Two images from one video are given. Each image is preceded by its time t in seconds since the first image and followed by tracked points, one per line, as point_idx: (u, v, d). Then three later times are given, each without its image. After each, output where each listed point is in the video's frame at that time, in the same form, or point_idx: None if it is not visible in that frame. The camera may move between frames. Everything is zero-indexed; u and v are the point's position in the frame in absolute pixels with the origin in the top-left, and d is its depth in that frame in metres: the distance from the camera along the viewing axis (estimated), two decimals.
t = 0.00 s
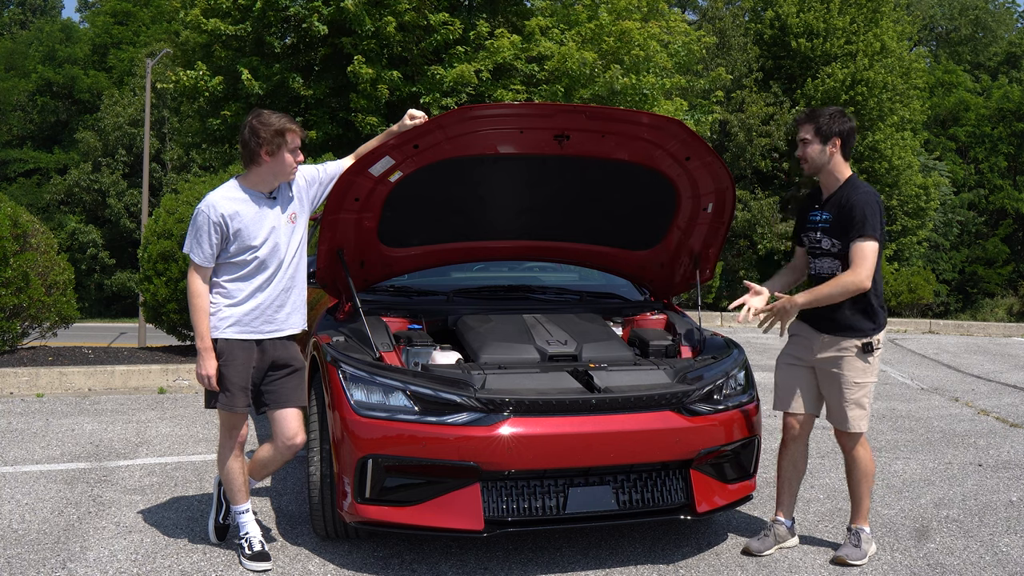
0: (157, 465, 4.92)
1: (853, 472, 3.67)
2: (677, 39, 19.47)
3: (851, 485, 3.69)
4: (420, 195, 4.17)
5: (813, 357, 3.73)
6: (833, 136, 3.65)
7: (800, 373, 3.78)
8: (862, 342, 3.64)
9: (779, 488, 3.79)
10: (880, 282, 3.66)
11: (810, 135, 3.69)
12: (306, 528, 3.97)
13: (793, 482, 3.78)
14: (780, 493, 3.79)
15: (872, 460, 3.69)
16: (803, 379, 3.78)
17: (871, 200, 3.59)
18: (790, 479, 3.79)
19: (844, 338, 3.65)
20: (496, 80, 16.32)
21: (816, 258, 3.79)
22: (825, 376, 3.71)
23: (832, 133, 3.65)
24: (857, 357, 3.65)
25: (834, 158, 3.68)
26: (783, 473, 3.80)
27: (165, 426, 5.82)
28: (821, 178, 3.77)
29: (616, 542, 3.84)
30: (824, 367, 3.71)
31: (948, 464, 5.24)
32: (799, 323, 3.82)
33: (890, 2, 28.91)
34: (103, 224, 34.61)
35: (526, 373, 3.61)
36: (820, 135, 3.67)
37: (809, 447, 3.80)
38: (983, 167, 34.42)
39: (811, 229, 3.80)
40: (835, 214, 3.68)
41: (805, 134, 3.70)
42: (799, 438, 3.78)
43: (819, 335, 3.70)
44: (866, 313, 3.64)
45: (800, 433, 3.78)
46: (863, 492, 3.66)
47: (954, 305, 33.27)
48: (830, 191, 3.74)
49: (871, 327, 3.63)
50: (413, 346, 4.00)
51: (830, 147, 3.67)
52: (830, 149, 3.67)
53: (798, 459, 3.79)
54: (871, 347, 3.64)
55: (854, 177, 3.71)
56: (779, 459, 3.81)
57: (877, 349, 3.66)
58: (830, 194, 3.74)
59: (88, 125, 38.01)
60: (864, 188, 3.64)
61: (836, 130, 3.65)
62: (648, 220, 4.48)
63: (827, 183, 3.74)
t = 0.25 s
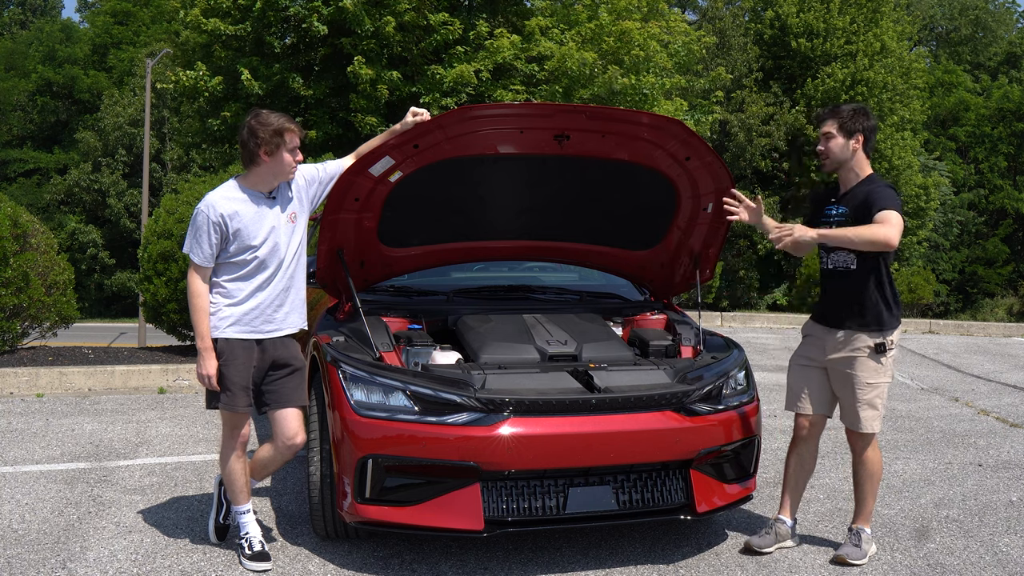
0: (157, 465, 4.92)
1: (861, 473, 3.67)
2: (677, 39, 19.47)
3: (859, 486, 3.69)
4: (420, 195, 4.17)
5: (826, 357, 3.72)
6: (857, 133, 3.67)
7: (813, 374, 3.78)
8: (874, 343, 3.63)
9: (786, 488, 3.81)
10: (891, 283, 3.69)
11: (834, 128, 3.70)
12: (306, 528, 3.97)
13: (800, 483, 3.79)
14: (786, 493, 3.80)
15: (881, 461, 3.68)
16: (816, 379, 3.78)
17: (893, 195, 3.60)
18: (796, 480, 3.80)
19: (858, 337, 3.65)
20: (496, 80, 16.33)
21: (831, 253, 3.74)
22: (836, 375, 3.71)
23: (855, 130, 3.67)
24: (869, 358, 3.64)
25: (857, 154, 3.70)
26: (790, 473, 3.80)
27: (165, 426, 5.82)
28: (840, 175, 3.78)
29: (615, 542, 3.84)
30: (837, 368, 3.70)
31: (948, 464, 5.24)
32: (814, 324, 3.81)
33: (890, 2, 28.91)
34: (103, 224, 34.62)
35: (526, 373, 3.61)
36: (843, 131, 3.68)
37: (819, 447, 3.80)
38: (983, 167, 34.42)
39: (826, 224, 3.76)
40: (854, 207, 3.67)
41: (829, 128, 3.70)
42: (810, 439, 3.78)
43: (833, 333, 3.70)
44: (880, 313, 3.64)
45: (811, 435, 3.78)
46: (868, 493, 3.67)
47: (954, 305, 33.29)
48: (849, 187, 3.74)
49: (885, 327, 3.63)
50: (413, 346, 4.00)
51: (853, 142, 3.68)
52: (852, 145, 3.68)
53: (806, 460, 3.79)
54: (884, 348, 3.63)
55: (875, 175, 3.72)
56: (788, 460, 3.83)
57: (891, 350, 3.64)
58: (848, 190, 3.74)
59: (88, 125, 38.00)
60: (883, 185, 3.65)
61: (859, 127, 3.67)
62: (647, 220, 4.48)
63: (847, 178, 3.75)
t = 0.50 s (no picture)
0: (157, 465, 4.92)
1: (861, 473, 3.67)
2: (677, 39, 19.46)
3: (857, 486, 3.69)
4: (421, 194, 4.17)
5: (829, 356, 3.73)
6: (851, 139, 3.65)
7: (815, 373, 3.78)
8: (878, 343, 3.63)
9: (785, 488, 3.81)
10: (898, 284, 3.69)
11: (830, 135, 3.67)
12: (306, 528, 3.97)
13: (799, 482, 3.79)
14: (785, 492, 3.80)
15: (880, 461, 3.68)
16: (818, 379, 3.78)
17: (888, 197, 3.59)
18: (796, 479, 3.80)
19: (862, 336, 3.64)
20: (496, 80, 16.35)
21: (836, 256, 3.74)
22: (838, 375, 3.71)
23: (851, 135, 3.65)
24: (872, 359, 3.64)
25: (853, 160, 3.68)
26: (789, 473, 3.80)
27: (165, 426, 5.82)
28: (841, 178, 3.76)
29: (615, 542, 3.84)
30: (839, 367, 3.70)
31: (948, 464, 5.24)
32: (818, 324, 3.81)
33: (890, 2, 28.90)
34: (103, 224, 34.62)
35: (526, 373, 3.61)
36: (839, 138, 3.66)
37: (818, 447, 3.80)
38: (983, 167, 34.42)
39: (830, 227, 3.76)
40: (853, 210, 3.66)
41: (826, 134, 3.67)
42: (811, 438, 3.78)
43: (836, 333, 3.70)
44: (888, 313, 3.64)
45: (811, 434, 3.78)
46: (867, 494, 3.66)
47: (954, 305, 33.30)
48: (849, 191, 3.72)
49: (890, 328, 3.63)
50: (413, 346, 4.00)
51: (850, 148, 3.66)
52: (848, 152, 3.67)
53: (806, 459, 3.79)
54: (888, 349, 3.63)
55: (876, 178, 3.71)
56: (788, 459, 3.83)
57: (894, 351, 3.65)
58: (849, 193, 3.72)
59: (88, 125, 38.00)
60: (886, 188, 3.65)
61: (853, 132, 3.64)
62: (647, 219, 4.48)
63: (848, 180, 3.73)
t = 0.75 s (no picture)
0: (157, 465, 4.92)
1: (859, 472, 3.68)
2: (677, 39, 19.45)
3: (855, 486, 3.69)
4: (420, 195, 4.17)
5: (825, 356, 3.72)
6: (848, 139, 3.63)
7: (811, 373, 3.78)
8: (874, 343, 3.63)
9: (784, 488, 3.80)
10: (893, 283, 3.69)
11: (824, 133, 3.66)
12: (306, 528, 3.97)
13: (797, 482, 3.79)
14: (782, 493, 3.80)
15: (877, 460, 3.69)
16: (814, 378, 3.78)
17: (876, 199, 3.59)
18: (794, 479, 3.80)
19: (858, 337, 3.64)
20: (495, 80, 16.37)
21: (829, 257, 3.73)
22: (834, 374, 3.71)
23: (848, 135, 3.63)
24: (868, 358, 3.64)
25: (849, 160, 3.66)
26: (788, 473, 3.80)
27: (165, 426, 5.82)
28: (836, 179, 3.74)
29: (616, 542, 3.84)
30: (835, 367, 3.70)
31: (948, 464, 5.24)
32: (814, 323, 3.80)
33: (890, 2, 28.90)
34: (103, 224, 34.64)
35: (526, 373, 3.61)
36: (835, 138, 3.64)
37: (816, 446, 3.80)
38: (983, 167, 34.43)
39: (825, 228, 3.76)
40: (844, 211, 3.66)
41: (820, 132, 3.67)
42: (807, 438, 3.78)
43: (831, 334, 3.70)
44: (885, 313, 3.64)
45: (808, 433, 3.78)
46: (866, 493, 3.67)
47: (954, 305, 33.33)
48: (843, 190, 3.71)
49: (885, 328, 3.63)
50: (413, 346, 4.00)
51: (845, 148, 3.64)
52: (845, 152, 3.65)
53: (804, 459, 3.79)
54: (883, 349, 3.64)
55: (869, 179, 3.69)
56: (786, 459, 3.82)
57: (889, 351, 3.66)
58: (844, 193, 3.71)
59: (88, 125, 37.99)
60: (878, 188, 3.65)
61: (851, 133, 3.62)
62: (647, 219, 4.48)
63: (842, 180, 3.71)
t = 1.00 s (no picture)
0: (157, 465, 4.92)
1: (852, 472, 3.67)
2: (677, 39, 19.44)
3: (851, 485, 3.69)
4: (420, 195, 4.17)
5: (811, 356, 3.73)
6: (823, 141, 3.66)
7: (800, 373, 3.79)
8: (858, 342, 3.63)
9: (781, 488, 3.80)
10: (879, 281, 3.69)
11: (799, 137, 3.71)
12: (306, 528, 3.97)
13: (795, 482, 3.79)
14: (781, 493, 3.80)
15: (871, 459, 3.68)
16: (803, 378, 3.79)
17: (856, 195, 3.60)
18: (792, 479, 3.80)
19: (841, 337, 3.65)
20: (495, 80, 16.38)
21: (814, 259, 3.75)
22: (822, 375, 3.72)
23: (823, 138, 3.65)
24: (853, 358, 3.64)
25: (824, 162, 3.69)
26: (785, 473, 3.80)
27: (165, 426, 5.82)
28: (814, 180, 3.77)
29: (616, 542, 3.84)
30: (822, 367, 3.71)
31: (948, 464, 5.24)
32: (800, 323, 3.81)
33: (890, 2, 28.91)
34: (103, 224, 34.64)
35: (527, 373, 3.61)
36: (810, 139, 3.68)
37: (810, 446, 3.81)
38: (983, 167, 34.43)
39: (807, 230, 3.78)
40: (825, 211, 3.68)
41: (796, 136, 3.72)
42: (799, 438, 3.79)
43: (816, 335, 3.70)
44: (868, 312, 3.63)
45: (800, 433, 3.80)
46: (862, 492, 3.66)
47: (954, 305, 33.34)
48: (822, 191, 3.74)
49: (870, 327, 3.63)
50: (413, 346, 4.00)
51: (819, 151, 3.68)
52: (819, 154, 3.68)
53: (798, 459, 3.80)
54: (868, 348, 3.64)
55: (847, 176, 3.71)
56: (781, 459, 3.83)
57: (874, 349, 3.65)
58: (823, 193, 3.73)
59: (88, 125, 37.97)
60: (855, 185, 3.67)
61: (826, 135, 3.65)
62: (647, 219, 4.48)
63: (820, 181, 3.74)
